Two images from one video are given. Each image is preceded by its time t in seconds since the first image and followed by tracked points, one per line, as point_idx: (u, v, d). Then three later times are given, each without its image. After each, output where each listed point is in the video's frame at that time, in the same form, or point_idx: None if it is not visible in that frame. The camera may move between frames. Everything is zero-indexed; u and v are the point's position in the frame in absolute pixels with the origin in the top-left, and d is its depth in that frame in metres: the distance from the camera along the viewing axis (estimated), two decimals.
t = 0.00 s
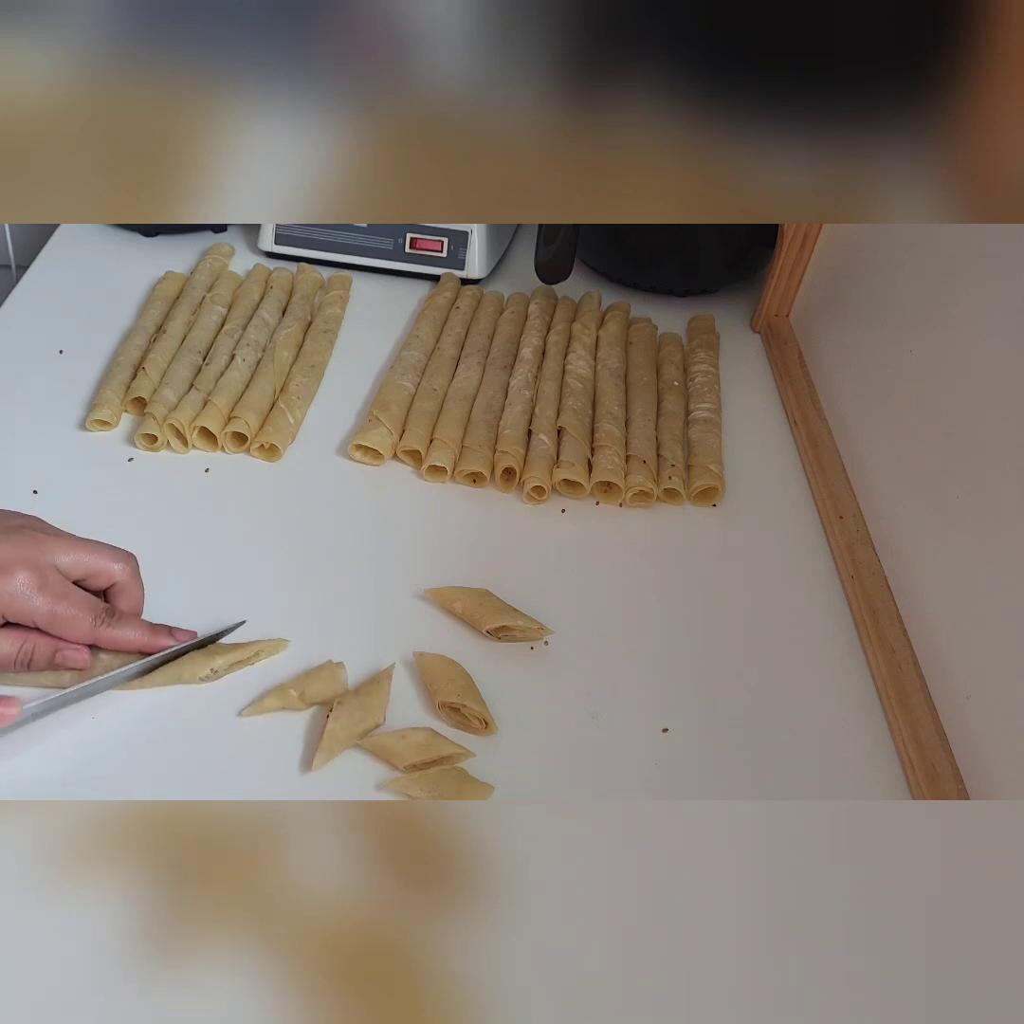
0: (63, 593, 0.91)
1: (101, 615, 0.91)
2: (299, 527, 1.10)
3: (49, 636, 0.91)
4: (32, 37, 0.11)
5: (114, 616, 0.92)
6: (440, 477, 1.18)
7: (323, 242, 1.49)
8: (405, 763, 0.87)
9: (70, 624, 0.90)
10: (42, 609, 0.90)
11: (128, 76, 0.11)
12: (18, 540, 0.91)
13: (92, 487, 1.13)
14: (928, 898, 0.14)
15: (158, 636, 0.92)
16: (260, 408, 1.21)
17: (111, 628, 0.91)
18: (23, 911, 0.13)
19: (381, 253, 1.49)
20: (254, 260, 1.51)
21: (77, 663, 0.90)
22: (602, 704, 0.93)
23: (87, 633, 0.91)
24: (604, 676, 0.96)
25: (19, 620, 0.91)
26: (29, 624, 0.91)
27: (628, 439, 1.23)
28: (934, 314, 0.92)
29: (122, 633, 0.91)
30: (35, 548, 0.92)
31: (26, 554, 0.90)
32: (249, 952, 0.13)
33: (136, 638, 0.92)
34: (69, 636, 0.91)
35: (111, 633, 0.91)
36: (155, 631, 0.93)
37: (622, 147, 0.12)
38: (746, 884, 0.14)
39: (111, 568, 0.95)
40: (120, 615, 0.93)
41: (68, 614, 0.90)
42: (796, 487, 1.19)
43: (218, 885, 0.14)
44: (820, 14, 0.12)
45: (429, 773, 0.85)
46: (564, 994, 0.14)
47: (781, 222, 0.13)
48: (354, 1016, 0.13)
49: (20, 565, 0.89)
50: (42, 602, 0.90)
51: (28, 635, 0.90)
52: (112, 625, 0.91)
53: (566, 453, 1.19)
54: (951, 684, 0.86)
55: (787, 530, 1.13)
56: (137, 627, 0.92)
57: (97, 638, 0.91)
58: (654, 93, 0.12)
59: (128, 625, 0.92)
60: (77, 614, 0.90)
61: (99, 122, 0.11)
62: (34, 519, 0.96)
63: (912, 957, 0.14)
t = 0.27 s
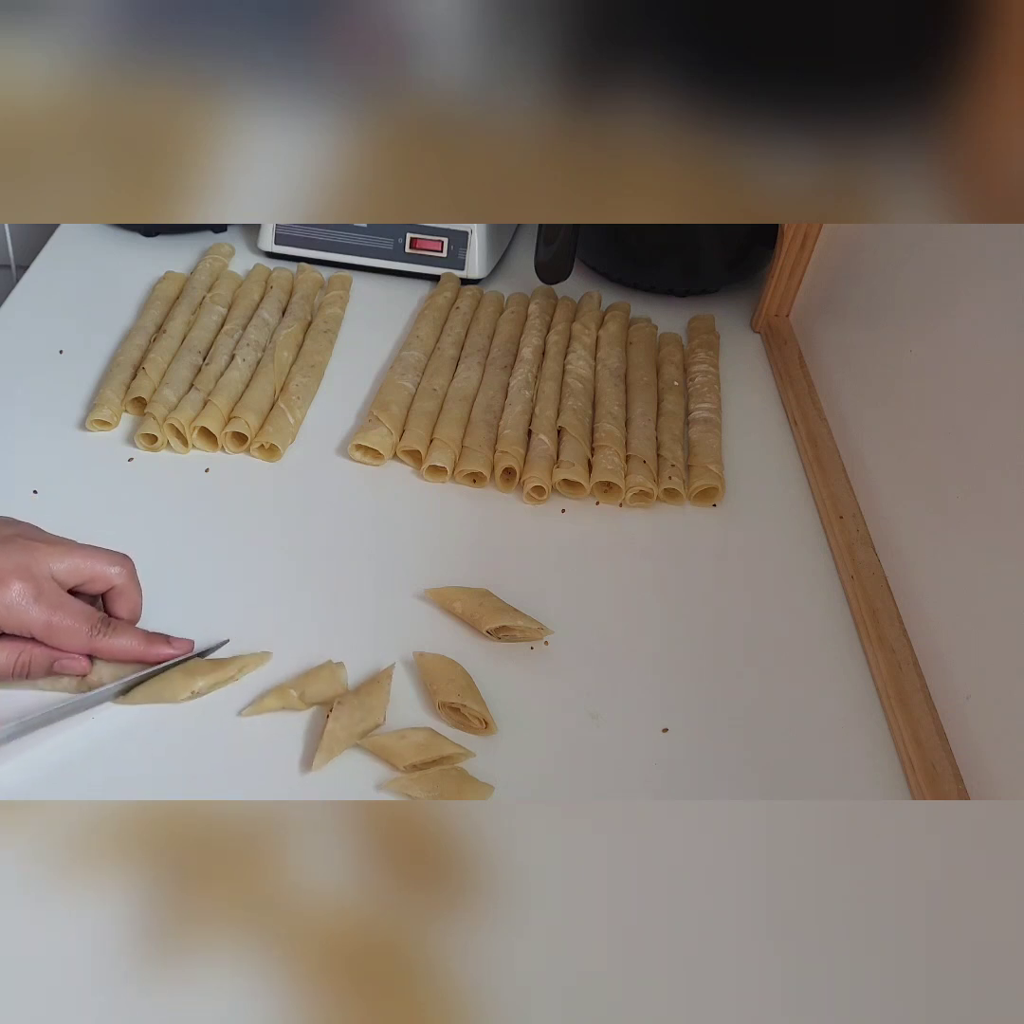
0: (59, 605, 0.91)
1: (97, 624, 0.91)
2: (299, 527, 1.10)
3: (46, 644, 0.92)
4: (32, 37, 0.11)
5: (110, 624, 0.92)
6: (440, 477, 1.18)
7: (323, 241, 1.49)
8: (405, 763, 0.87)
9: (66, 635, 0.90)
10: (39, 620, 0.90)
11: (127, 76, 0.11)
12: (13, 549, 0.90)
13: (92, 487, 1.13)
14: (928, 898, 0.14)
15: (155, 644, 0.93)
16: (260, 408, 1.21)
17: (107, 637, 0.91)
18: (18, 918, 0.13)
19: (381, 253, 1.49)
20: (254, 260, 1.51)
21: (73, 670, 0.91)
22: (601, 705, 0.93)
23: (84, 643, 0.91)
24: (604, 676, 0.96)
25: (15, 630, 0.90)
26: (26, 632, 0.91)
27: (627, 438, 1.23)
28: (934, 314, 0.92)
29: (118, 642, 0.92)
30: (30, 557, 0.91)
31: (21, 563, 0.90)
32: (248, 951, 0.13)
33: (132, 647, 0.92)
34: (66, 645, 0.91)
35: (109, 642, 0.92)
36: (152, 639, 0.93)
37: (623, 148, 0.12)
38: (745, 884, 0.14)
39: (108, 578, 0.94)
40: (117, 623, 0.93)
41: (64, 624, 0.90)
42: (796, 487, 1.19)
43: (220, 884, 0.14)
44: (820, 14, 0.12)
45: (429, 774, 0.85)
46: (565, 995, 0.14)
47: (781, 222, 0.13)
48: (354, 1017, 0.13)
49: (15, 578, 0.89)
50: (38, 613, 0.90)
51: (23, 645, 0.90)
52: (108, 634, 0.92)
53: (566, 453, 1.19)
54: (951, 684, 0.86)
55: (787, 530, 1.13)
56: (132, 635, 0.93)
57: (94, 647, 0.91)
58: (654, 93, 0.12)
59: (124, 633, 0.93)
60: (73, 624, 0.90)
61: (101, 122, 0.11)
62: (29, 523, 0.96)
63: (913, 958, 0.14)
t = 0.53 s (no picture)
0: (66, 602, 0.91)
1: (103, 622, 0.92)
2: (299, 527, 1.10)
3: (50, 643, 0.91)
4: (32, 37, 0.11)
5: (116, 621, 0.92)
6: (440, 477, 1.18)
7: (323, 241, 1.49)
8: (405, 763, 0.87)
9: (72, 632, 0.90)
10: (45, 618, 0.90)
11: (126, 75, 0.11)
12: (16, 550, 0.90)
13: (92, 487, 1.13)
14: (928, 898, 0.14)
15: (160, 640, 0.93)
16: (260, 408, 1.21)
17: (114, 634, 0.92)
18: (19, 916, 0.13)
19: (381, 253, 1.49)
20: (254, 260, 1.51)
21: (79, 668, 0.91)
22: (601, 705, 0.93)
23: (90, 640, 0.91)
24: (605, 676, 0.96)
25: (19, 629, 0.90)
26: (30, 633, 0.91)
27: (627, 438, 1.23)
28: (934, 313, 0.92)
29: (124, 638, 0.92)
30: (34, 555, 0.91)
31: (25, 562, 0.90)
32: (247, 951, 0.13)
33: (137, 643, 0.92)
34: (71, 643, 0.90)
35: (114, 638, 0.92)
36: (157, 635, 0.93)
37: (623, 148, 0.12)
38: (745, 884, 0.14)
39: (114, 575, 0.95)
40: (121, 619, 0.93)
41: (70, 622, 0.90)
42: (796, 487, 1.19)
43: (220, 883, 0.14)
44: (820, 14, 0.12)
45: (429, 774, 0.85)
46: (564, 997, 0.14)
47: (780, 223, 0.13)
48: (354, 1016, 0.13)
49: (20, 576, 0.89)
50: (43, 611, 0.90)
51: (28, 644, 0.90)
52: (114, 630, 0.92)
53: (566, 453, 1.19)
54: (951, 684, 0.86)
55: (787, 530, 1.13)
56: (138, 632, 0.93)
57: (100, 644, 0.91)
58: (654, 92, 0.12)
59: (129, 628, 0.93)
60: (79, 621, 0.90)
61: (101, 122, 0.11)
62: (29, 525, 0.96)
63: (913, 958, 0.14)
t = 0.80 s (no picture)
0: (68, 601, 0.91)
1: (105, 620, 0.92)
2: (298, 527, 1.10)
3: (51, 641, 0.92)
4: (32, 38, 0.11)
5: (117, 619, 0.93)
6: (440, 477, 1.18)
7: (323, 241, 1.49)
8: (405, 763, 0.87)
9: (74, 631, 0.91)
10: (47, 616, 0.90)
11: (124, 75, 0.11)
12: (18, 549, 0.91)
13: (91, 487, 1.13)
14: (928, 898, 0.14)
15: (163, 638, 0.93)
16: (260, 408, 1.21)
17: (116, 632, 0.92)
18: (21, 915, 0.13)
19: (381, 253, 1.49)
20: (254, 260, 1.51)
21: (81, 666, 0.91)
22: (601, 705, 0.93)
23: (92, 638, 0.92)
24: (605, 676, 0.96)
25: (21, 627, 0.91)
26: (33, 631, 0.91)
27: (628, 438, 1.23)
28: (934, 313, 0.92)
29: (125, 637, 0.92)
30: (36, 555, 0.91)
31: (27, 561, 0.90)
32: (247, 952, 0.13)
33: (139, 641, 0.93)
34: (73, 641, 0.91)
35: (116, 636, 0.92)
36: (159, 634, 0.94)
37: (623, 148, 0.12)
38: (743, 886, 0.14)
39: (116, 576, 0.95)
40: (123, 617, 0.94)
41: (72, 620, 0.91)
42: (796, 487, 1.19)
43: (221, 883, 0.13)
44: (820, 14, 0.12)
45: (429, 773, 0.86)
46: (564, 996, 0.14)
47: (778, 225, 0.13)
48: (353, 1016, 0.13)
49: (22, 574, 0.89)
50: (46, 609, 0.90)
51: (30, 642, 0.91)
52: (116, 629, 0.92)
53: (565, 453, 1.19)
54: (951, 684, 0.86)
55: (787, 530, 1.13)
56: (140, 631, 0.93)
57: (103, 641, 0.92)
58: (654, 91, 0.12)
59: (131, 627, 0.93)
60: (80, 619, 0.91)
61: (101, 122, 0.11)
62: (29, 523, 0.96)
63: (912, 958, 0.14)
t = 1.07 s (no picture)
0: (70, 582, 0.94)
1: (108, 597, 0.96)
2: (299, 526, 1.10)
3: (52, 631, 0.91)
4: (32, 38, 0.11)
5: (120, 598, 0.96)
6: (440, 477, 1.18)
7: (323, 241, 1.49)
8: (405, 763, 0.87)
9: (77, 607, 0.94)
10: (49, 594, 0.92)
11: (124, 74, 0.11)
12: (20, 530, 0.94)
13: (91, 487, 1.13)
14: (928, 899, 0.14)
15: (164, 617, 0.97)
16: (260, 408, 1.21)
17: (120, 609, 0.95)
18: (15, 922, 0.13)
19: (381, 253, 1.49)
20: (254, 260, 1.51)
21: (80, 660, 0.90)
22: (601, 705, 0.93)
23: (95, 616, 0.95)
24: (605, 676, 0.96)
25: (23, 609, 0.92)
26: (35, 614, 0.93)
27: (628, 438, 1.23)
28: (934, 313, 0.92)
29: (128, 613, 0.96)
30: (38, 537, 0.94)
31: (30, 541, 0.93)
32: (247, 952, 0.13)
33: (141, 618, 0.96)
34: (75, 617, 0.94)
35: (119, 614, 0.95)
36: (159, 614, 0.97)
37: (624, 148, 0.12)
38: (743, 885, 0.14)
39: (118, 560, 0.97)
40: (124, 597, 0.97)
41: (74, 598, 0.94)
42: (796, 486, 1.19)
43: (219, 884, 0.13)
44: (821, 13, 0.12)
45: (429, 773, 0.86)
46: (563, 996, 0.14)
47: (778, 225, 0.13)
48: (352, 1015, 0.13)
49: (21, 552, 0.92)
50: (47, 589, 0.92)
51: (33, 629, 0.90)
52: (118, 607, 0.96)
53: (565, 453, 1.19)
54: (951, 684, 0.86)
55: (787, 530, 1.13)
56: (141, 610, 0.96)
57: (105, 618, 0.95)
58: (653, 92, 0.12)
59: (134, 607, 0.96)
60: (82, 595, 0.94)
61: (101, 122, 0.11)
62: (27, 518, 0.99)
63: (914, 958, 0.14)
